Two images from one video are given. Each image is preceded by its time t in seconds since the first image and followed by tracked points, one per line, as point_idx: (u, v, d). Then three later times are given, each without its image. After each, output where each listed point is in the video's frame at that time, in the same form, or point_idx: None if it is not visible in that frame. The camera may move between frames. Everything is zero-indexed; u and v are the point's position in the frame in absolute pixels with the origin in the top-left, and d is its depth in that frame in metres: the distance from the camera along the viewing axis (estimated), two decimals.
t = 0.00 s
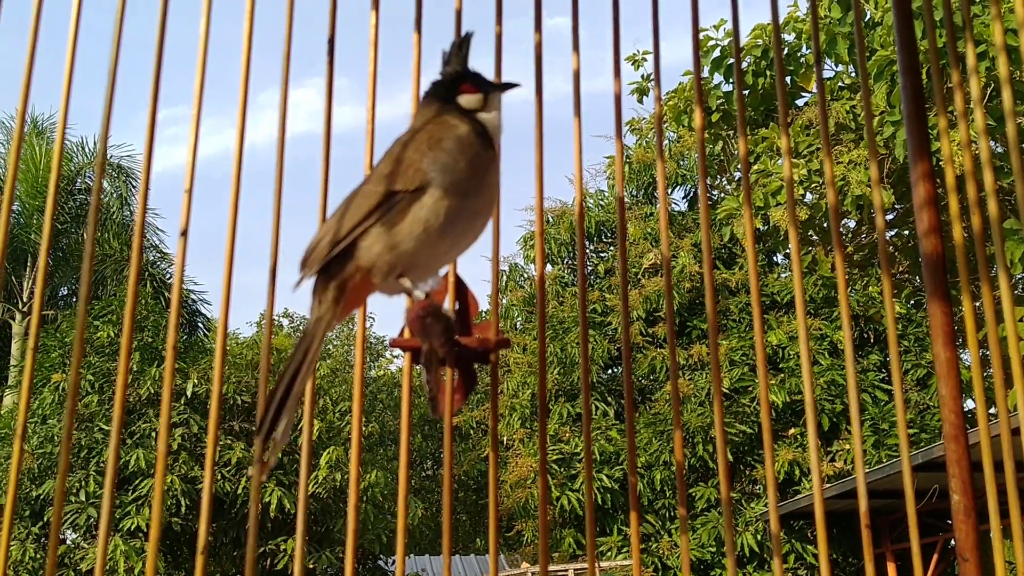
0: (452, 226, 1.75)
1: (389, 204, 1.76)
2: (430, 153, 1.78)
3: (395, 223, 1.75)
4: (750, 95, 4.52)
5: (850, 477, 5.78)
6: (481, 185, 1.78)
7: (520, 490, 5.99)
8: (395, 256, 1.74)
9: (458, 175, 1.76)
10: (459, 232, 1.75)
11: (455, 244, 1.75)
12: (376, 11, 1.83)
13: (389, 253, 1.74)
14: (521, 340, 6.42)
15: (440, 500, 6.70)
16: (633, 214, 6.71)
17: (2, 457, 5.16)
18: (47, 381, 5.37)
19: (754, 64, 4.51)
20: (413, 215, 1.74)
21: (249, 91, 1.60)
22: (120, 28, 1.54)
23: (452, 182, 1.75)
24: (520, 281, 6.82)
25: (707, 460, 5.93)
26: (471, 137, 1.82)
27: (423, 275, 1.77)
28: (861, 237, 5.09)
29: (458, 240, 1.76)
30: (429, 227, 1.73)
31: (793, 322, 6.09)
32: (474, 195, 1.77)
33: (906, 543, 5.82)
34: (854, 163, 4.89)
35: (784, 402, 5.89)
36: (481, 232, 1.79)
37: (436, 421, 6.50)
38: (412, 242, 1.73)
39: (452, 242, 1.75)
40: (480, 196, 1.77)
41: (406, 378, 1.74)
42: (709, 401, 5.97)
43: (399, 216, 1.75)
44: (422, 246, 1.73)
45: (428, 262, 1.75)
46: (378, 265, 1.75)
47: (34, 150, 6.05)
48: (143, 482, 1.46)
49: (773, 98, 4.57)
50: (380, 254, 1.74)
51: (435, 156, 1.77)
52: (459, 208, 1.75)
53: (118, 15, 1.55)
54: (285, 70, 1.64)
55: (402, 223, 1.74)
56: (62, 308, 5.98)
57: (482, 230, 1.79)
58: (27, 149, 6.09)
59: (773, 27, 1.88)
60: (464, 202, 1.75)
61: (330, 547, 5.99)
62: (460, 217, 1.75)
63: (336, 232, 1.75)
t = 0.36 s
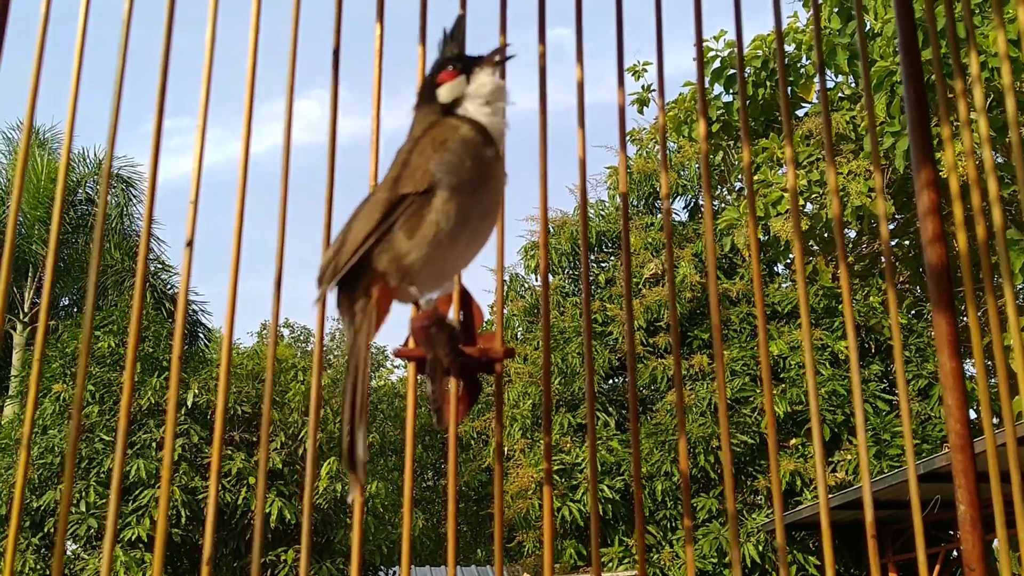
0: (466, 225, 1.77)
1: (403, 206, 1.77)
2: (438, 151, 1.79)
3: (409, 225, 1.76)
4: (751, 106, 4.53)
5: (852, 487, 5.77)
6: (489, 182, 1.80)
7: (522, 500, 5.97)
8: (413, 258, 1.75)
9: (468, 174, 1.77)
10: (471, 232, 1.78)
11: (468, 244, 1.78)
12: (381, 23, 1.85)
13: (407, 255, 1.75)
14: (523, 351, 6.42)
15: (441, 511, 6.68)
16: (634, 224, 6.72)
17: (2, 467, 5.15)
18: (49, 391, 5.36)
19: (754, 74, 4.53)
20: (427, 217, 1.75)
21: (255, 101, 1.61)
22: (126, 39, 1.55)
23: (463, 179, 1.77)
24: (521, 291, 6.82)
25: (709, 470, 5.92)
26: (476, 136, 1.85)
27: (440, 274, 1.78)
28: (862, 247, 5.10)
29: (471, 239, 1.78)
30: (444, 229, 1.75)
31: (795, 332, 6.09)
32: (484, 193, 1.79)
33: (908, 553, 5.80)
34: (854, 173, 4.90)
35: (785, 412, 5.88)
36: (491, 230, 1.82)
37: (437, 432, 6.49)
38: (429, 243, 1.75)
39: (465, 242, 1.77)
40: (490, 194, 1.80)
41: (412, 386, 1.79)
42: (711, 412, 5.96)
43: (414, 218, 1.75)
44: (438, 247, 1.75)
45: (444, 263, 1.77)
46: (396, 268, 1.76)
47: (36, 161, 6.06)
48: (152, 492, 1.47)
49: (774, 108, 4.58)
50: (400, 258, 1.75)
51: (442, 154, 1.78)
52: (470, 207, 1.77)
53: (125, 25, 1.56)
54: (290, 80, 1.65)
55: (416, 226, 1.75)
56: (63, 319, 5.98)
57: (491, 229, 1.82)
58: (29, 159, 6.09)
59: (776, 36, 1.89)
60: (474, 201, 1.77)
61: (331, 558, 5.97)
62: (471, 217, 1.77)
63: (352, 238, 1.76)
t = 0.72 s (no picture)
0: (464, 223, 2.08)
1: (408, 212, 2.13)
2: (434, 160, 2.15)
3: (416, 228, 2.12)
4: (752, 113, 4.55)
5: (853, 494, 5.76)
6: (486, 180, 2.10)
7: (523, 508, 5.96)
8: (420, 256, 2.08)
9: (461, 177, 2.10)
10: (472, 227, 2.09)
11: (470, 238, 2.09)
12: (385, 33, 1.86)
13: (414, 255, 2.08)
14: (524, 358, 6.42)
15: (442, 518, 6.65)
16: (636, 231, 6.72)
17: (4, 474, 5.14)
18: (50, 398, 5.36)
19: (756, 82, 4.54)
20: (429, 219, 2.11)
21: (260, 112, 1.62)
22: (133, 51, 1.56)
23: (456, 182, 2.10)
24: (522, 297, 6.82)
25: (710, 478, 5.91)
26: (469, 142, 2.17)
27: (448, 269, 2.10)
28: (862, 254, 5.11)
29: (472, 234, 2.09)
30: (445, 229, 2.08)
31: (797, 339, 6.09)
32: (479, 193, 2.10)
33: (910, 561, 5.79)
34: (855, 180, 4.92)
35: (787, 420, 5.88)
36: (493, 225, 2.10)
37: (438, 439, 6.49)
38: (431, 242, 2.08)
39: (468, 237, 2.08)
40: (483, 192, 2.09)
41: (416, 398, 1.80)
42: (712, 419, 5.96)
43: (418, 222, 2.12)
44: (440, 244, 2.08)
45: (449, 258, 2.08)
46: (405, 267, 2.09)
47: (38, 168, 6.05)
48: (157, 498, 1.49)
49: (776, 116, 4.60)
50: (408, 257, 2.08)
51: (437, 160, 2.15)
52: (466, 206, 2.09)
53: (132, 36, 1.56)
54: (295, 90, 1.65)
55: (421, 228, 2.11)
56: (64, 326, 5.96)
57: (495, 225, 2.11)
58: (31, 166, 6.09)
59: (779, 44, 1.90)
60: (470, 199, 2.09)
61: (333, 565, 5.97)
62: (469, 214, 2.09)
63: (365, 243, 2.12)
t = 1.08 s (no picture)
0: (467, 228, 2.08)
1: (410, 220, 2.13)
2: (434, 167, 2.15)
3: (418, 235, 2.11)
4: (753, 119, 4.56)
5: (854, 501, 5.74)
6: (488, 185, 2.10)
7: (524, 514, 5.95)
8: (424, 264, 2.08)
9: (463, 182, 2.10)
10: (475, 233, 2.08)
11: (473, 244, 2.08)
12: (386, 40, 1.86)
13: (418, 263, 2.08)
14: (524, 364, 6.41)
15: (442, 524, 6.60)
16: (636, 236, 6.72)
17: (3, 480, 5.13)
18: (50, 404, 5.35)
19: (756, 88, 4.54)
20: (431, 226, 2.11)
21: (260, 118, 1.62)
22: (134, 58, 1.56)
23: (458, 189, 2.10)
24: (522, 303, 6.82)
25: (711, 484, 5.91)
26: (468, 148, 2.16)
27: (452, 276, 2.10)
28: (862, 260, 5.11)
29: (475, 240, 2.09)
30: (448, 233, 2.08)
31: (797, 345, 6.08)
32: (479, 198, 2.09)
33: (911, 568, 5.77)
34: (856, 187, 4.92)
35: (787, 426, 5.87)
36: (496, 229, 2.10)
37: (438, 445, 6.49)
38: (434, 249, 2.08)
39: (471, 242, 2.08)
40: (485, 196, 2.09)
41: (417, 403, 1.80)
42: (713, 425, 5.95)
43: (420, 229, 2.12)
44: (441, 250, 2.08)
45: (453, 264, 2.08)
46: (409, 274, 2.09)
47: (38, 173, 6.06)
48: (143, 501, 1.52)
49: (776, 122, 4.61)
50: (413, 265, 2.08)
51: (437, 167, 2.14)
52: (469, 211, 2.08)
53: (132, 43, 1.56)
54: (296, 97, 1.65)
55: (424, 235, 2.10)
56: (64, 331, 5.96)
57: (497, 228, 2.11)
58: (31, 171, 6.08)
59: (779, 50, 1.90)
60: (473, 205, 2.08)
61: (332, 572, 5.95)
62: (471, 219, 2.08)
63: (367, 250, 2.12)
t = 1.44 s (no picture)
0: (467, 231, 2.08)
1: (408, 221, 2.12)
2: (433, 169, 2.15)
3: (417, 236, 2.11)
4: (753, 119, 4.57)
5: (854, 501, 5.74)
6: (488, 188, 2.11)
7: (524, 514, 5.95)
8: (423, 265, 2.08)
9: (463, 185, 2.11)
10: (474, 235, 2.08)
11: (472, 247, 2.09)
12: (385, 38, 1.86)
13: (416, 264, 2.08)
14: (524, 363, 6.41)
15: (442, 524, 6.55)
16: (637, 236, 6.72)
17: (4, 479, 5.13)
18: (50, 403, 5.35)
19: (757, 88, 4.54)
20: (429, 227, 2.11)
21: (260, 116, 1.62)
22: (134, 55, 1.56)
23: (458, 191, 2.10)
24: (523, 303, 6.82)
25: (711, 484, 5.91)
26: (468, 150, 2.17)
27: (450, 277, 2.10)
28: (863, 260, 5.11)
29: (474, 242, 2.09)
30: (447, 235, 2.09)
31: (797, 345, 6.07)
32: (479, 201, 2.10)
33: (911, 568, 5.77)
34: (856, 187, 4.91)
35: (788, 426, 5.86)
36: (494, 232, 2.10)
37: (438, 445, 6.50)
38: (433, 251, 2.08)
39: (470, 245, 2.08)
40: (486, 200, 2.09)
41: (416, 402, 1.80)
42: (713, 425, 5.94)
43: (418, 230, 2.12)
44: (441, 252, 2.08)
45: (451, 266, 2.08)
46: (407, 275, 2.08)
47: (40, 173, 6.07)
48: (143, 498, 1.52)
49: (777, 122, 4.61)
50: (411, 265, 2.08)
51: (437, 169, 2.14)
52: (469, 213, 2.09)
53: (132, 40, 1.56)
54: (296, 95, 1.65)
55: (422, 236, 2.10)
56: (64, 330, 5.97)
57: (496, 230, 2.11)
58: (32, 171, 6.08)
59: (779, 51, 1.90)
60: (472, 207, 2.09)
61: (332, 572, 5.95)
62: (471, 222, 2.09)
63: (364, 250, 2.12)
